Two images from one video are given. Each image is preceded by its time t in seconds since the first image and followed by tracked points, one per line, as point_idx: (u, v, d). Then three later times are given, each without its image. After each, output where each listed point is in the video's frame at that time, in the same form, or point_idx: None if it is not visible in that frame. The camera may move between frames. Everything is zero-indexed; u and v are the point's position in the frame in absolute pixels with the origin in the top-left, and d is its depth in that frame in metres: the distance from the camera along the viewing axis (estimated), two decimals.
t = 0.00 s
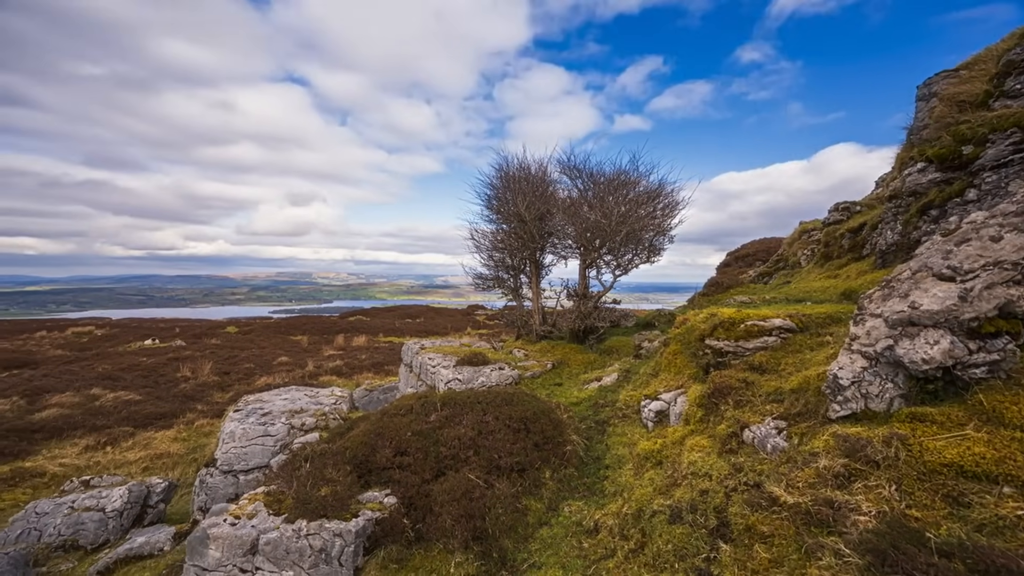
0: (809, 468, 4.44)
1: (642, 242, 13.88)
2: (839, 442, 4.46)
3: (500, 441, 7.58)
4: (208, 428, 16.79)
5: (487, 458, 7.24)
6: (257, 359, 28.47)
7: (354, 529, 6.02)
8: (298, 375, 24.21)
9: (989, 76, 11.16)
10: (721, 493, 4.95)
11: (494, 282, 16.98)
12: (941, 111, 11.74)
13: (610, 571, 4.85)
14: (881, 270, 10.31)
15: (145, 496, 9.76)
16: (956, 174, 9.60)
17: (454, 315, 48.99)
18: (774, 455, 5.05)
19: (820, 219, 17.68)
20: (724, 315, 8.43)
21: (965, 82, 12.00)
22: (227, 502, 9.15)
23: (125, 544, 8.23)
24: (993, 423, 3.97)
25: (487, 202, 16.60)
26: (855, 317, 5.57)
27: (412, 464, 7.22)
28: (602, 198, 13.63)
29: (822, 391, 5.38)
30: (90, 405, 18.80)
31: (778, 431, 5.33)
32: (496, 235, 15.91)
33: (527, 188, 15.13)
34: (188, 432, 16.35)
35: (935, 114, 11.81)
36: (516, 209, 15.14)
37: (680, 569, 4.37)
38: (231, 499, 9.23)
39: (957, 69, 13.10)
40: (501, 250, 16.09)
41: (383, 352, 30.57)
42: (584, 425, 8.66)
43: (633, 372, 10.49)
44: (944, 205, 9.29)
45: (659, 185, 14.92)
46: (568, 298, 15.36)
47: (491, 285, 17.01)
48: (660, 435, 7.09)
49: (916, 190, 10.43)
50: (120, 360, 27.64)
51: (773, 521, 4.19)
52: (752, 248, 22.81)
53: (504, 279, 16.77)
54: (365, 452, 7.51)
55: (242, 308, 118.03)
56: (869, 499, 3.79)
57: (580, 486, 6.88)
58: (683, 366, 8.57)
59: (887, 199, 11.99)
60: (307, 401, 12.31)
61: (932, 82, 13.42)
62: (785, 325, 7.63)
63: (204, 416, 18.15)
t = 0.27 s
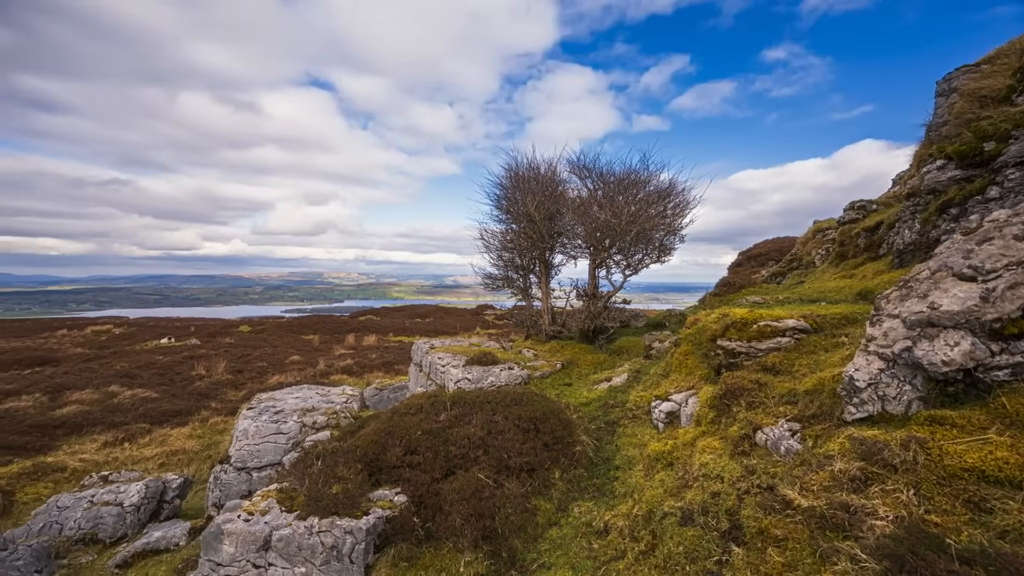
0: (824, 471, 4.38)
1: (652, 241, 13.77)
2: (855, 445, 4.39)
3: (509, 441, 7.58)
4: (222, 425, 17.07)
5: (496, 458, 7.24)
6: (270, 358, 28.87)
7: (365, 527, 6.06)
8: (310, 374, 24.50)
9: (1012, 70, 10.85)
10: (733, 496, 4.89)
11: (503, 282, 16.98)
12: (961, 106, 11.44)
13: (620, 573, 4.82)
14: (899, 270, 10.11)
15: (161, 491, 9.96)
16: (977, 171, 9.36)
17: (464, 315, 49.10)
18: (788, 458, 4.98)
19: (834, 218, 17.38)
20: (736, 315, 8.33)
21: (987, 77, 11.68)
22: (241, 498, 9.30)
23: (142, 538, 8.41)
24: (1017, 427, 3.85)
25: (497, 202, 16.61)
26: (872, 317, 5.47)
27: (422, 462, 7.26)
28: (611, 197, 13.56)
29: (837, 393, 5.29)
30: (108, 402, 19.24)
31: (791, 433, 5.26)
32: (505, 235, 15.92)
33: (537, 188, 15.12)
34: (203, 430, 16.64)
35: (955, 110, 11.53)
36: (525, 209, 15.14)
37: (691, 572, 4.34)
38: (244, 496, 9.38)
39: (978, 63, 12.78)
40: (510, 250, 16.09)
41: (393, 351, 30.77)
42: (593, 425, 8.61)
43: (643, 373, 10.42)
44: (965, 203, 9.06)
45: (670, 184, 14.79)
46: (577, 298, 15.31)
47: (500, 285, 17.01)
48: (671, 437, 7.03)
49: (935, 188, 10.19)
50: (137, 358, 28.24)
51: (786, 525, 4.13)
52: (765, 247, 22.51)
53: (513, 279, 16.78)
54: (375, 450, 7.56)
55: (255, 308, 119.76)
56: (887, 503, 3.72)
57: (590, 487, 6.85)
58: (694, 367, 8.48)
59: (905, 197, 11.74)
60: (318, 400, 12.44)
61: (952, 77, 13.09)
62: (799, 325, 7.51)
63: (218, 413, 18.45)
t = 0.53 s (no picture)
0: (840, 475, 4.31)
1: (663, 241, 13.66)
2: (872, 448, 4.31)
3: (519, 441, 7.57)
4: (236, 423, 17.34)
5: (506, 458, 7.25)
6: (282, 357, 29.25)
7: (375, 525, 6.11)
8: (321, 373, 24.78)
9: None
10: (746, 498, 4.83)
11: (513, 282, 16.99)
12: (983, 102, 11.15)
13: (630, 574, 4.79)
14: (917, 270, 9.89)
15: (177, 487, 10.16)
16: (1000, 169, 9.11)
17: (473, 315, 49.18)
18: (802, 461, 4.91)
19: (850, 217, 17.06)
20: (749, 316, 8.22)
21: (1010, 71, 11.37)
22: (254, 495, 9.44)
23: (159, 532, 8.58)
24: None
25: (506, 202, 16.62)
26: (889, 318, 5.37)
27: (432, 461, 7.30)
28: (622, 197, 13.48)
29: (853, 395, 5.19)
30: (126, 399, 19.68)
31: (806, 435, 5.18)
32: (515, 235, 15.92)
33: (546, 188, 15.09)
34: (217, 427, 16.93)
35: (976, 106, 11.24)
36: (535, 209, 15.13)
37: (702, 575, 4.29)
38: (257, 492, 9.52)
39: (1001, 57, 12.44)
40: (520, 250, 16.08)
41: (403, 351, 30.96)
42: (603, 426, 8.57)
43: (654, 373, 10.33)
44: (986, 201, 8.82)
45: (681, 183, 14.65)
46: (587, 298, 15.24)
47: (510, 284, 17.02)
48: (682, 438, 6.97)
49: (955, 186, 9.94)
50: (154, 356, 28.83)
51: (801, 528, 4.06)
52: (779, 247, 22.17)
53: (522, 279, 16.77)
54: (386, 449, 7.62)
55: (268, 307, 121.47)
56: (905, 508, 3.65)
57: (600, 488, 6.82)
58: (705, 368, 8.39)
59: (924, 195, 11.47)
60: (330, 398, 12.57)
61: (974, 72, 12.76)
62: (814, 326, 7.39)
63: (232, 411, 18.75)
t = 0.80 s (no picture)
0: (856, 478, 4.23)
1: (674, 241, 13.53)
2: (890, 452, 4.23)
3: (528, 441, 7.57)
4: (249, 421, 17.61)
5: (515, 457, 7.25)
6: (294, 355, 29.62)
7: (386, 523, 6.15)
8: (332, 371, 25.04)
9: None
10: (759, 501, 4.77)
11: (522, 281, 16.98)
12: (1006, 97, 10.85)
13: None
14: (936, 269, 9.66)
15: (192, 483, 10.34)
16: None
17: (483, 314, 49.27)
18: (817, 463, 4.83)
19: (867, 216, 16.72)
20: (762, 316, 8.10)
21: None
22: (267, 491, 9.58)
23: (175, 527, 8.75)
24: None
25: (516, 202, 16.61)
26: (907, 319, 5.25)
27: (442, 460, 7.34)
28: (632, 196, 13.39)
29: (870, 397, 5.09)
30: (143, 397, 20.10)
31: (821, 438, 5.09)
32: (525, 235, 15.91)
33: (556, 187, 15.05)
34: (231, 424, 17.20)
35: (1000, 101, 10.93)
36: (544, 209, 15.10)
37: None
38: (270, 489, 9.65)
39: None
40: (529, 250, 16.07)
41: (413, 350, 31.13)
42: (613, 426, 8.52)
43: (665, 374, 10.24)
44: (1010, 199, 8.58)
45: (692, 182, 14.49)
46: (597, 298, 15.17)
47: (519, 284, 17.01)
48: (693, 439, 6.90)
49: (977, 183, 9.69)
50: (170, 355, 29.42)
51: (816, 532, 4.00)
52: (793, 246, 21.81)
53: (532, 279, 16.75)
54: (396, 447, 7.67)
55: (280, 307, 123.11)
56: (925, 513, 3.56)
57: (610, 488, 6.79)
58: (717, 369, 8.29)
59: (944, 193, 11.20)
60: (341, 397, 12.69)
61: (997, 66, 12.41)
62: (829, 327, 7.26)
63: (246, 409, 19.04)
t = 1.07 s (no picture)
0: (873, 482, 4.15)
1: (685, 240, 13.40)
2: (908, 456, 4.15)
3: (538, 441, 7.55)
4: (262, 418, 17.86)
5: (525, 457, 7.25)
6: (306, 354, 29.98)
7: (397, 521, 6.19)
8: (343, 370, 25.29)
9: None
10: (773, 504, 4.70)
11: (532, 281, 16.96)
12: None
13: None
14: (957, 269, 9.43)
15: (207, 479, 10.53)
16: None
17: (492, 314, 49.33)
18: (832, 467, 4.75)
19: (884, 214, 16.37)
20: (776, 316, 7.98)
21: None
22: (280, 488, 9.71)
23: (190, 522, 8.91)
24: None
25: (525, 202, 16.60)
26: (927, 320, 5.13)
27: (452, 460, 7.37)
28: (643, 195, 13.29)
29: (888, 399, 4.99)
30: (160, 394, 20.51)
31: (836, 441, 5.01)
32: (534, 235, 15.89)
33: (566, 187, 15.00)
34: (245, 422, 17.47)
35: None
36: (554, 208, 15.07)
37: None
38: (283, 486, 9.79)
39: None
40: (539, 250, 16.04)
41: (423, 350, 31.29)
42: (623, 427, 8.46)
43: (676, 375, 10.15)
44: None
45: (704, 181, 14.33)
46: (607, 298, 15.09)
47: (529, 284, 17.00)
48: (705, 441, 6.82)
49: (999, 180, 9.43)
50: (186, 353, 29.98)
51: (831, 537, 3.93)
52: (807, 246, 21.45)
53: (542, 279, 16.72)
54: (407, 446, 7.72)
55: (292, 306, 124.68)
56: (945, 519, 3.48)
57: (620, 490, 6.75)
58: (730, 370, 8.19)
59: (965, 190, 10.92)
60: (353, 396, 12.81)
61: (1021, 60, 12.06)
62: (845, 328, 7.12)
63: (259, 407, 19.31)
